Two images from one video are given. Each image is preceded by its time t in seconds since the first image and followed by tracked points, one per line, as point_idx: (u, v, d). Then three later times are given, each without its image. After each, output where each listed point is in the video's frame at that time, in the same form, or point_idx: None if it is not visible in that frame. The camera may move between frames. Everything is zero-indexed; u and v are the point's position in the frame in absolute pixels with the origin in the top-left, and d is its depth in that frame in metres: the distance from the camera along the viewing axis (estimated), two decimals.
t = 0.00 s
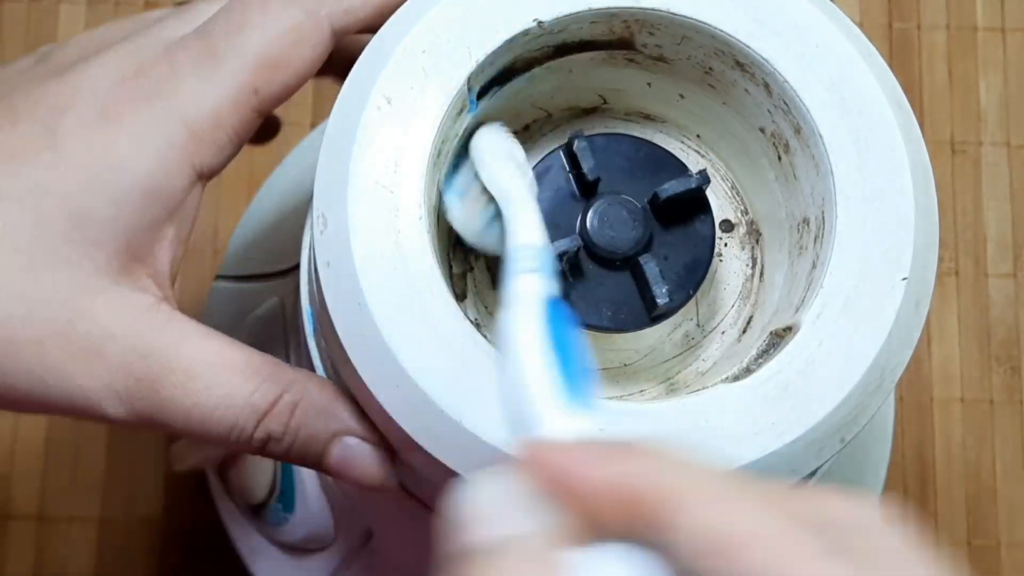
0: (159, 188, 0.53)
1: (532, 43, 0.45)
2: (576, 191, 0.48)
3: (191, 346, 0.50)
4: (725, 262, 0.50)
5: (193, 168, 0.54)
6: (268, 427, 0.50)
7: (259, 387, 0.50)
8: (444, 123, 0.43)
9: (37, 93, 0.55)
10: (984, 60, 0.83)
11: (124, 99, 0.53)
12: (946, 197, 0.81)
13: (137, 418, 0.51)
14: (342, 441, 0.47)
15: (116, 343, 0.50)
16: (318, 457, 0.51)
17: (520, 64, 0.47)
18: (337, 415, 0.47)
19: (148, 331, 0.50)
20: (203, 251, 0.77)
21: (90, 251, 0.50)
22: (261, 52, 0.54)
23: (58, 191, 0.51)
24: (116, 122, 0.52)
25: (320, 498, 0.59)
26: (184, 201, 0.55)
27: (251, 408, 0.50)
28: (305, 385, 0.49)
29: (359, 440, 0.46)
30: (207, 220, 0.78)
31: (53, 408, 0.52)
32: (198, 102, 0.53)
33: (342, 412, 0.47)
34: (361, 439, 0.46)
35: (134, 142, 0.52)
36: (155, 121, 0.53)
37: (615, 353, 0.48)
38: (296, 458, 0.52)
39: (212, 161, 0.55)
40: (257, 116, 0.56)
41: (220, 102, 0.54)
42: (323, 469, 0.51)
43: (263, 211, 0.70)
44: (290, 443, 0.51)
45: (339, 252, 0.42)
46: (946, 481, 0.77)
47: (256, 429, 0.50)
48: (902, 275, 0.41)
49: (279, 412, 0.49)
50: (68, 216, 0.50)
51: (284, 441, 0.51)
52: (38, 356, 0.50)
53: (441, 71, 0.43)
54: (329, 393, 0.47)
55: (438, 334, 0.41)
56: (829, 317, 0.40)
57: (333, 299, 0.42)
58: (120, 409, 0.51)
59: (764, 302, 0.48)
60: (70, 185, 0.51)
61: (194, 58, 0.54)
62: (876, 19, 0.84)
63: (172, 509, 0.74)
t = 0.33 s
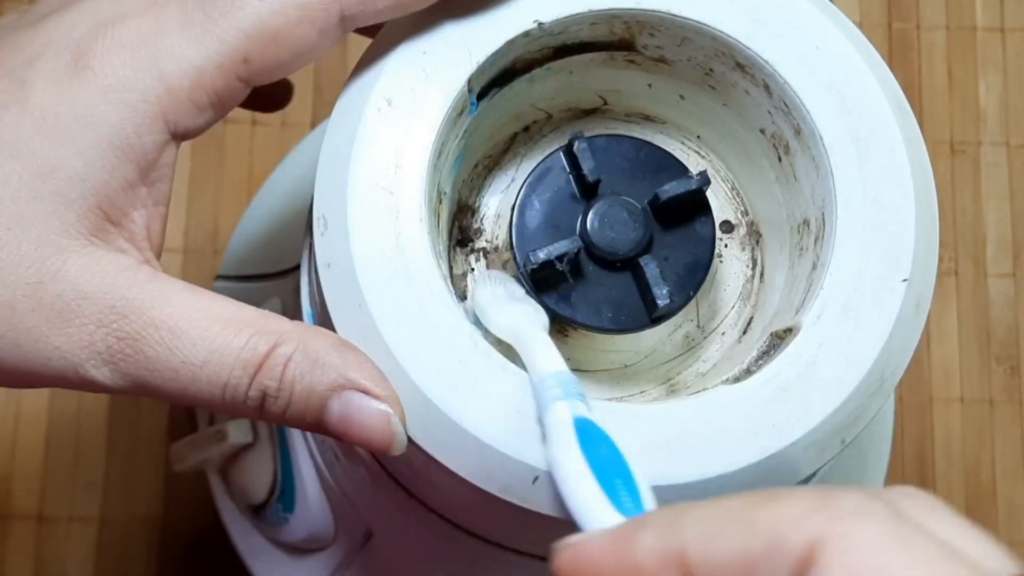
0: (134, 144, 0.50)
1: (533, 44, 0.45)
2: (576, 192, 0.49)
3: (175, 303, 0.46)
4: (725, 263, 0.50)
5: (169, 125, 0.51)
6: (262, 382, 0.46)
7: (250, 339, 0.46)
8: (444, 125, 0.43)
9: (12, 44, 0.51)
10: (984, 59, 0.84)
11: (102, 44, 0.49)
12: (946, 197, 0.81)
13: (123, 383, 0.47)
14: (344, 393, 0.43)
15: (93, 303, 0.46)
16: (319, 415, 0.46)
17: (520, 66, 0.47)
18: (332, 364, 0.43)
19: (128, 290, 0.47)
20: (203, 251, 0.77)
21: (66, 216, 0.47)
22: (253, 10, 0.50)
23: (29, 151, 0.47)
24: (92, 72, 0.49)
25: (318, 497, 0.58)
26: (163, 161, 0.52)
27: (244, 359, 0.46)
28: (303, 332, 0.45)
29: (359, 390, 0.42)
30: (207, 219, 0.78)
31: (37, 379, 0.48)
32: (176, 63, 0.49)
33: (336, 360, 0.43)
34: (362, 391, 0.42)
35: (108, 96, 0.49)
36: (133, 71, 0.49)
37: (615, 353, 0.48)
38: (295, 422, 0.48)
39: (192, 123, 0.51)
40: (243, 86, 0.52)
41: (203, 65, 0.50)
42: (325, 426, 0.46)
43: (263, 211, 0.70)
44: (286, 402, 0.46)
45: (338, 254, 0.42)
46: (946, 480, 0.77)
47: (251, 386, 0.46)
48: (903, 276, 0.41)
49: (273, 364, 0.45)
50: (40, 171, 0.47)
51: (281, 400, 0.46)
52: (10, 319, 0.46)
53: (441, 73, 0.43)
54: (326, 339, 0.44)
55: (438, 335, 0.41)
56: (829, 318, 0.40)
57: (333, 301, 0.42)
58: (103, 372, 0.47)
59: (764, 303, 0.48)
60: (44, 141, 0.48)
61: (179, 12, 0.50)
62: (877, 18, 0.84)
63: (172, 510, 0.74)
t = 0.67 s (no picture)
0: (139, 148, 0.49)
1: (535, 46, 0.45)
2: (579, 194, 0.49)
3: (179, 305, 0.46)
4: (727, 265, 0.50)
5: (174, 130, 0.51)
6: (266, 385, 0.46)
7: (254, 342, 0.46)
8: (447, 127, 0.43)
9: (14, 46, 0.51)
10: (984, 59, 0.84)
11: (107, 47, 0.49)
12: (946, 197, 0.81)
13: (127, 385, 0.47)
14: (345, 397, 0.43)
15: (96, 306, 0.46)
16: (322, 417, 0.46)
17: (523, 68, 0.47)
18: (337, 366, 0.43)
19: (132, 293, 0.47)
20: (203, 252, 0.77)
21: (69, 220, 0.47)
22: (256, 11, 0.50)
23: (33, 156, 0.47)
24: (96, 75, 0.49)
25: (318, 497, 0.58)
26: (167, 166, 0.52)
27: (248, 362, 0.46)
28: (307, 334, 0.45)
29: (363, 393, 0.42)
30: (207, 220, 0.78)
31: (41, 382, 0.48)
32: (182, 64, 0.49)
33: (341, 362, 0.43)
34: (366, 394, 0.42)
35: (112, 99, 0.48)
36: (137, 75, 0.49)
37: (618, 356, 0.48)
38: (298, 423, 0.48)
39: (195, 126, 0.51)
40: (247, 88, 0.52)
41: (207, 65, 0.50)
42: (329, 427, 0.46)
43: (264, 211, 0.70)
44: (290, 404, 0.47)
45: (341, 257, 0.42)
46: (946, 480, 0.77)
47: (255, 388, 0.46)
48: (906, 279, 0.41)
49: (277, 366, 0.45)
50: (45, 175, 0.47)
51: (285, 402, 0.46)
52: (13, 324, 0.46)
53: (444, 76, 0.43)
54: (330, 341, 0.43)
55: (441, 337, 0.41)
56: (832, 322, 0.40)
57: (336, 304, 0.42)
58: (107, 375, 0.47)
59: (766, 305, 0.48)
60: (48, 144, 0.47)
61: (182, 14, 0.50)
62: (876, 19, 0.84)
63: (173, 512, 0.74)
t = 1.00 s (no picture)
0: (142, 137, 0.50)
1: (533, 42, 0.45)
2: (581, 187, 0.49)
3: (182, 295, 0.47)
4: (725, 261, 0.51)
5: (177, 119, 0.51)
6: (268, 376, 0.46)
7: (257, 333, 0.46)
8: (445, 122, 0.43)
9: (16, 32, 0.51)
10: (984, 59, 0.84)
11: (109, 34, 0.49)
12: (946, 197, 0.81)
13: (129, 375, 0.47)
14: (348, 390, 0.43)
15: (99, 296, 0.46)
16: (324, 409, 0.47)
17: (521, 64, 0.47)
18: (337, 356, 0.43)
19: (135, 283, 0.47)
20: (204, 251, 0.77)
21: (71, 209, 0.47)
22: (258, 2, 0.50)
23: (34, 143, 0.47)
24: (98, 63, 0.49)
25: (317, 495, 0.58)
26: (170, 156, 0.52)
27: (250, 352, 0.46)
28: (309, 326, 0.45)
29: (364, 386, 0.42)
30: (209, 219, 0.78)
31: (44, 371, 0.49)
32: (184, 51, 0.50)
33: (342, 355, 0.43)
34: (367, 388, 0.42)
35: (114, 86, 0.49)
36: (140, 63, 0.49)
37: (615, 352, 0.49)
38: (298, 415, 0.48)
39: (198, 115, 0.52)
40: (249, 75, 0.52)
41: (209, 51, 0.50)
42: (330, 420, 0.47)
43: (265, 208, 0.70)
44: (292, 395, 0.47)
45: (339, 250, 0.42)
46: (946, 479, 0.77)
47: (257, 379, 0.46)
48: (903, 274, 0.41)
49: (279, 359, 0.45)
50: (47, 163, 0.47)
51: (287, 393, 0.47)
52: (15, 313, 0.46)
53: (442, 71, 0.43)
54: (332, 333, 0.44)
55: (439, 330, 0.41)
56: (827, 317, 0.40)
57: (334, 297, 0.43)
58: (110, 365, 0.47)
59: (764, 301, 0.48)
60: (50, 131, 0.48)
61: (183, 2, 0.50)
62: (876, 18, 0.84)
63: (172, 510, 0.74)
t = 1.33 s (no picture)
0: (138, 133, 0.50)
1: (534, 42, 0.46)
2: (574, 193, 0.49)
3: (181, 293, 0.47)
4: (725, 262, 0.51)
5: (173, 115, 0.51)
6: (267, 372, 0.46)
7: (256, 330, 0.46)
8: (445, 123, 0.43)
9: (15, 28, 0.51)
10: (984, 58, 0.84)
11: (107, 31, 0.49)
12: (945, 196, 0.81)
13: (128, 373, 0.47)
14: (344, 386, 0.43)
15: (98, 294, 0.46)
16: (321, 405, 0.47)
17: (522, 64, 0.47)
18: (335, 354, 0.43)
19: (134, 281, 0.47)
20: (203, 250, 0.77)
21: (70, 206, 0.47)
22: None
23: (33, 139, 0.47)
24: (95, 59, 0.49)
25: (319, 496, 0.58)
26: (167, 151, 0.52)
27: (250, 349, 0.46)
28: (307, 323, 0.45)
29: (361, 382, 0.42)
30: (208, 217, 0.78)
31: (41, 369, 0.49)
32: (184, 48, 0.50)
33: (340, 352, 0.43)
34: (364, 385, 0.42)
35: (113, 82, 0.49)
36: (138, 59, 0.49)
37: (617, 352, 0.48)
38: (295, 411, 0.48)
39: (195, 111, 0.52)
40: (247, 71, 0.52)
41: (206, 47, 0.50)
42: (326, 417, 0.47)
43: (265, 208, 0.70)
44: (289, 392, 0.47)
45: (339, 251, 0.42)
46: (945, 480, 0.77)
47: (255, 375, 0.46)
48: (903, 275, 0.41)
49: (278, 353, 0.45)
50: (46, 160, 0.47)
51: (284, 389, 0.46)
52: (13, 310, 0.46)
53: (442, 72, 0.43)
54: (330, 330, 0.44)
55: (438, 330, 0.41)
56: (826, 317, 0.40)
57: (335, 298, 0.43)
58: (108, 364, 0.47)
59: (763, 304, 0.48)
60: (50, 130, 0.48)
61: None
62: (876, 19, 0.84)
63: (171, 509, 0.74)
